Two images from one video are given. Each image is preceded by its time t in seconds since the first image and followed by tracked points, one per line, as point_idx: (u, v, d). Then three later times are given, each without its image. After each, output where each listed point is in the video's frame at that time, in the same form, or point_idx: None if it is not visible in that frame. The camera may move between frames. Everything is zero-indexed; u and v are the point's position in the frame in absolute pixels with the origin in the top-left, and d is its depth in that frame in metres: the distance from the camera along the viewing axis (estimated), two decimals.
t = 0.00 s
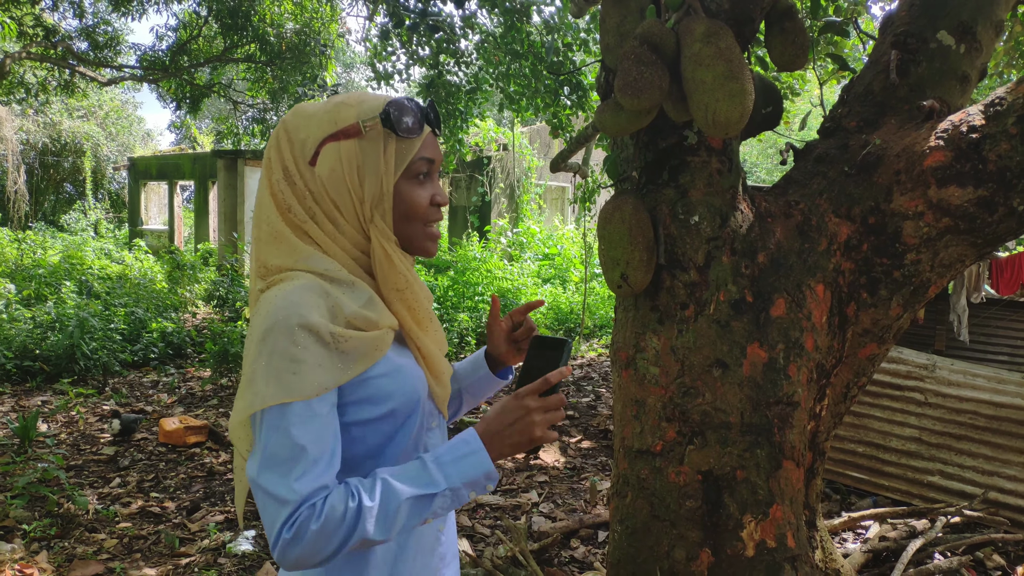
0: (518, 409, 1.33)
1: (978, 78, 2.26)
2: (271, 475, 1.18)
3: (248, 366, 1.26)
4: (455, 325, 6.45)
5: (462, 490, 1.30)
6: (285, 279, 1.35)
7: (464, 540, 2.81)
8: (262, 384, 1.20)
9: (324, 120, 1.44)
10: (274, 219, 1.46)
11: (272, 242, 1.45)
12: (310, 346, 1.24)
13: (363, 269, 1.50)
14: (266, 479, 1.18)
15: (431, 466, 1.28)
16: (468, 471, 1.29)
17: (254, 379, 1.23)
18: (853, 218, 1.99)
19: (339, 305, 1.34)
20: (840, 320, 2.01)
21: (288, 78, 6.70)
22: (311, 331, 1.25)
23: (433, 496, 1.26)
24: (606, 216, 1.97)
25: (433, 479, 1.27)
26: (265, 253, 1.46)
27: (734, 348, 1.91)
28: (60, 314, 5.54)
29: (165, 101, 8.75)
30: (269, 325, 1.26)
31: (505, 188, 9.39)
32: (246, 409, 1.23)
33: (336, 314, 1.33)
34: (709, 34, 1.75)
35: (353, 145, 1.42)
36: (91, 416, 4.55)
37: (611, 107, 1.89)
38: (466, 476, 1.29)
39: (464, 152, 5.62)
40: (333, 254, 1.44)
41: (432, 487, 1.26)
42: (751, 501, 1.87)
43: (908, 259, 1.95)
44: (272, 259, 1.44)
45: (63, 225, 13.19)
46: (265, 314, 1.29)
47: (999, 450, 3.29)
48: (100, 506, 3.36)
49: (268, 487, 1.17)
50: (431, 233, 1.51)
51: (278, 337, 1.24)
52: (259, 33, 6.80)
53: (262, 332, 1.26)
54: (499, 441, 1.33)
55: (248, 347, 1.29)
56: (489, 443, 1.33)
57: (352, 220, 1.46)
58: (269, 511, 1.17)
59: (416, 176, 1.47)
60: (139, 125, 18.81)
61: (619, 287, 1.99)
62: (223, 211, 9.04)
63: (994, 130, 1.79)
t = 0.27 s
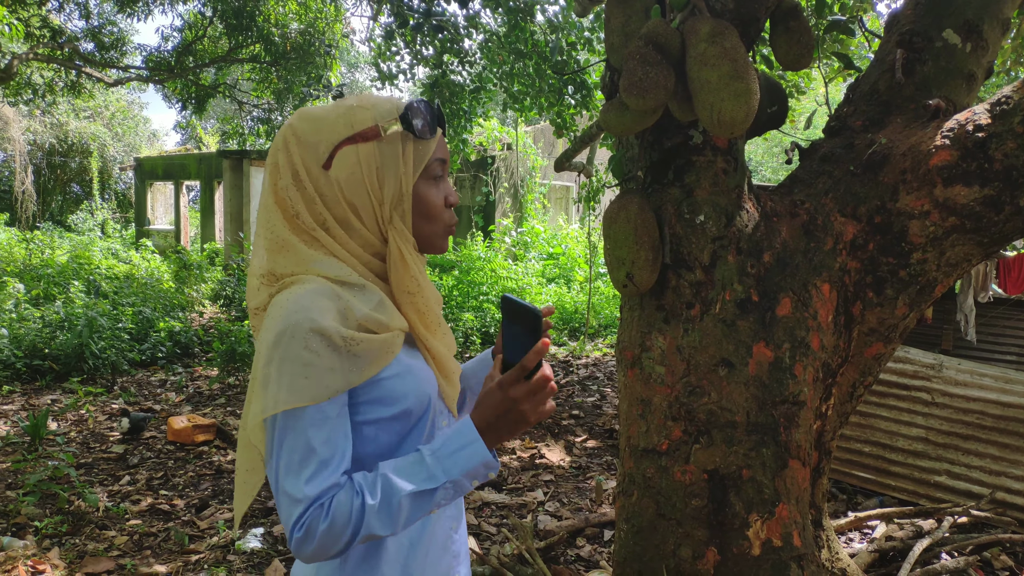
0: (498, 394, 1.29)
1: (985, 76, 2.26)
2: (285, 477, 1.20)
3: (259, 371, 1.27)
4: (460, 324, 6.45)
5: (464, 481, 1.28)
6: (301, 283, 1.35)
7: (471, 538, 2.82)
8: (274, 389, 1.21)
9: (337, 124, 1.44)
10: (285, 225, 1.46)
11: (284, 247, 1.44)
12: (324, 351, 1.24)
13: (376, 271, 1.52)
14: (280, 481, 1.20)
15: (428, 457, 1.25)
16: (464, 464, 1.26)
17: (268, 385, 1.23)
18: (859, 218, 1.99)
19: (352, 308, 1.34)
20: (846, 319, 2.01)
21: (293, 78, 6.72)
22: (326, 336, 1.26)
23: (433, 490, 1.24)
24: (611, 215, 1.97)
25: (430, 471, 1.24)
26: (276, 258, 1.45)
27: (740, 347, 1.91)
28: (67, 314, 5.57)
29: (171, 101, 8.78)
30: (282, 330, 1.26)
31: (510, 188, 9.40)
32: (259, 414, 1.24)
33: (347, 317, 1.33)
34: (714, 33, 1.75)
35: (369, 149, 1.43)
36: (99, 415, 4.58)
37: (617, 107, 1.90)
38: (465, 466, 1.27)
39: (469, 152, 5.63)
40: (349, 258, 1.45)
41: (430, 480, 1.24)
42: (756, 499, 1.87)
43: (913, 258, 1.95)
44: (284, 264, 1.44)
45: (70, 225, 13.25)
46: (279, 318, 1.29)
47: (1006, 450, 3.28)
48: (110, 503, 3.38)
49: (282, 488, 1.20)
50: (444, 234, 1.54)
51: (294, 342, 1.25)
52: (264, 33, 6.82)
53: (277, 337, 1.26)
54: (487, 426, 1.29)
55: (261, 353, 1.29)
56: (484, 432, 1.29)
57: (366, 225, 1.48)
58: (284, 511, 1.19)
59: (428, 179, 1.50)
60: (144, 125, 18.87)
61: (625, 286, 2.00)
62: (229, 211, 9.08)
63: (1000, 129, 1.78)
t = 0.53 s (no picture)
0: (535, 440, 1.31)
1: (1001, 72, 2.25)
2: (297, 482, 1.21)
3: (294, 376, 1.27)
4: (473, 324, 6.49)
5: (476, 520, 1.30)
6: (341, 289, 1.36)
7: (488, 536, 2.84)
8: (308, 393, 1.22)
9: (378, 128, 1.45)
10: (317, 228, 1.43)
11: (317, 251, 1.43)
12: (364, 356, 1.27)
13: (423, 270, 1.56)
14: (293, 484, 1.22)
15: (445, 492, 1.29)
16: (479, 504, 1.29)
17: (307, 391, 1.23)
18: (875, 214, 1.98)
19: (388, 312, 1.36)
20: (862, 316, 2.01)
21: (306, 79, 6.77)
22: (366, 343, 1.28)
23: (444, 524, 1.27)
24: (627, 214, 1.98)
25: (445, 507, 1.28)
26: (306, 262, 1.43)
27: (757, 344, 1.92)
28: (85, 315, 5.64)
29: (185, 103, 8.86)
30: (321, 335, 1.28)
31: (522, 187, 9.41)
32: (292, 421, 1.23)
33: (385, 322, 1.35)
34: (729, 31, 1.76)
35: (410, 156, 1.46)
36: (117, 416, 4.64)
37: (631, 106, 1.90)
38: (478, 507, 1.29)
39: (481, 151, 5.64)
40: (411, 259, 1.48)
41: (443, 516, 1.27)
42: (774, 496, 1.88)
43: (931, 255, 1.94)
44: (317, 270, 1.42)
45: (87, 228, 13.40)
46: (319, 323, 1.30)
47: None
48: (129, 503, 3.43)
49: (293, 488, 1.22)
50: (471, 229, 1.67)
51: (335, 347, 1.26)
52: (277, 34, 6.87)
53: (317, 341, 1.28)
54: (512, 474, 1.31)
55: (298, 359, 1.29)
56: (507, 476, 1.31)
57: (402, 230, 1.49)
58: (290, 511, 1.21)
59: (458, 188, 1.58)
60: (158, 128, 19.04)
61: (640, 285, 2.01)
62: (243, 213, 9.13)
63: (1017, 125, 1.77)
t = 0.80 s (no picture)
0: (571, 436, 1.33)
1: (1004, 70, 2.25)
2: (335, 494, 1.19)
3: (328, 384, 1.25)
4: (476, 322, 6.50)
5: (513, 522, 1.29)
6: (364, 290, 1.35)
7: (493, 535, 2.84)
8: (346, 401, 1.20)
9: (395, 127, 1.46)
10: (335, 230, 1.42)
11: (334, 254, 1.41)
12: (399, 357, 1.26)
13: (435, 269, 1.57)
14: (330, 496, 1.19)
15: (482, 496, 1.28)
16: (519, 507, 1.28)
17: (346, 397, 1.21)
18: (879, 212, 1.99)
19: (415, 312, 1.36)
20: (867, 314, 2.01)
21: (308, 78, 6.77)
22: (401, 344, 1.28)
23: (484, 528, 1.25)
24: (631, 214, 1.99)
25: (484, 510, 1.27)
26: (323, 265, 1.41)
27: (761, 343, 1.92)
28: (87, 316, 5.64)
29: (186, 103, 8.86)
30: (354, 339, 1.26)
31: (526, 185, 9.41)
32: (332, 434, 1.20)
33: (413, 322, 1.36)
34: (733, 31, 1.76)
35: (428, 156, 1.48)
36: (120, 417, 4.65)
37: (636, 105, 1.90)
38: (518, 509, 1.29)
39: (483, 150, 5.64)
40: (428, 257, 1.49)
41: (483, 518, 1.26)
42: (779, 495, 1.88)
43: (934, 253, 1.94)
44: (335, 271, 1.40)
45: (88, 228, 13.40)
46: (348, 328, 1.28)
47: None
48: (132, 505, 3.43)
49: (333, 501, 1.19)
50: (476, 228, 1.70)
51: (369, 350, 1.25)
52: (280, 33, 6.86)
53: (350, 345, 1.26)
54: (549, 472, 1.33)
55: (329, 365, 1.26)
56: (546, 476, 1.33)
57: (418, 231, 1.49)
58: (326, 524, 1.18)
59: (467, 190, 1.60)
60: (160, 127, 19.04)
61: (645, 284, 2.01)
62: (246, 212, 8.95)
63: (1020, 123, 1.78)
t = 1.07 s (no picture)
0: (592, 460, 1.29)
1: (1003, 78, 2.25)
2: (363, 508, 1.12)
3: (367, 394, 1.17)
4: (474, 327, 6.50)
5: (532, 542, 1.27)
6: (404, 295, 1.28)
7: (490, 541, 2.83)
8: (388, 411, 1.14)
9: (424, 130, 1.42)
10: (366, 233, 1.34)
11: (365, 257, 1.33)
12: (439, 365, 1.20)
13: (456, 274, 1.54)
14: (355, 509, 1.13)
15: (503, 515, 1.25)
16: (538, 528, 1.25)
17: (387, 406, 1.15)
18: (878, 220, 1.98)
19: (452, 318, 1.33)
20: (866, 322, 2.01)
21: (308, 82, 6.76)
22: (441, 352, 1.22)
23: (506, 548, 1.23)
24: (631, 220, 1.98)
25: (505, 529, 1.24)
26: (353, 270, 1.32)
27: (761, 350, 1.92)
28: (83, 319, 5.62)
29: (185, 105, 8.86)
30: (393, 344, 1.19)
31: (524, 189, 9.41)
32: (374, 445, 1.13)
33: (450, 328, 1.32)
34: (734, 38, 1.76)
35: (455, 160, 1.45)
36: (115, 420, 4.62)
37: (636, 112, 1.90)
38: (538, 530, 1.25)
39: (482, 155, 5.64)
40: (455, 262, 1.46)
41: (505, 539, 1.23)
42: (778, 503, 1.88)
43: (933, 261, 1.94)
44: (366, 278, 1.31)
45: (85, 230, 13.38)
46: (384, 333, 1.20)
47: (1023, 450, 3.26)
48: (127, 510, 3.41)
49: (356, 512, 1.13)
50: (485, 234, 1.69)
51: (412, 357, 1.18)
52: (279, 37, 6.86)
53: (391, 353, 1.18)
54: (569, 494, 1.29)
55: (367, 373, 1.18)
56: (566, 498, 1.29)
57: (445, 235, 1.45)
58: (348, 537, 1.13)
59: (488, 196, 1.57)
60: (158, 129, 19.03)
61: (645, 290, 2.01)
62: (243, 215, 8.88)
63: (1019, 131, 1.78)
